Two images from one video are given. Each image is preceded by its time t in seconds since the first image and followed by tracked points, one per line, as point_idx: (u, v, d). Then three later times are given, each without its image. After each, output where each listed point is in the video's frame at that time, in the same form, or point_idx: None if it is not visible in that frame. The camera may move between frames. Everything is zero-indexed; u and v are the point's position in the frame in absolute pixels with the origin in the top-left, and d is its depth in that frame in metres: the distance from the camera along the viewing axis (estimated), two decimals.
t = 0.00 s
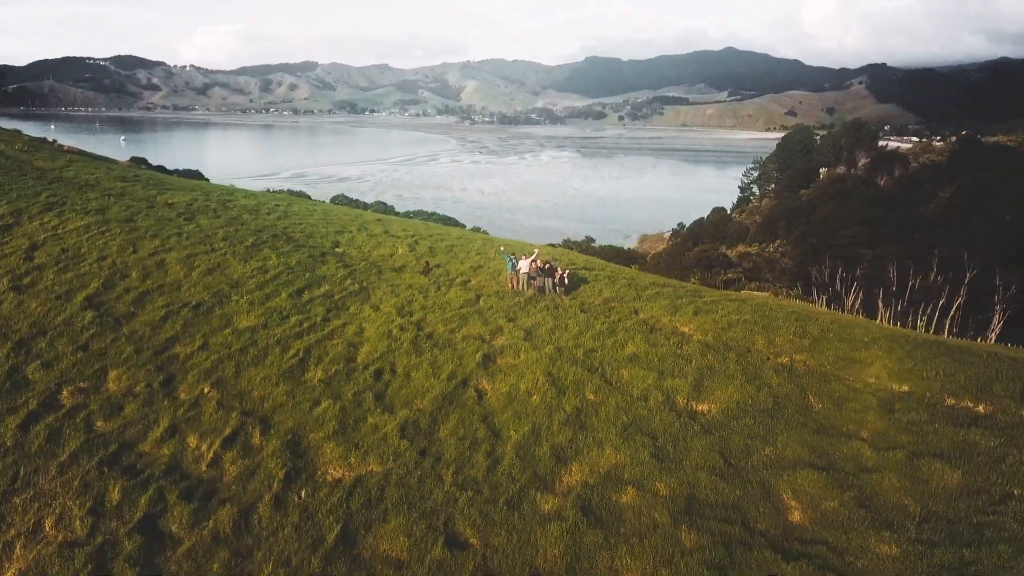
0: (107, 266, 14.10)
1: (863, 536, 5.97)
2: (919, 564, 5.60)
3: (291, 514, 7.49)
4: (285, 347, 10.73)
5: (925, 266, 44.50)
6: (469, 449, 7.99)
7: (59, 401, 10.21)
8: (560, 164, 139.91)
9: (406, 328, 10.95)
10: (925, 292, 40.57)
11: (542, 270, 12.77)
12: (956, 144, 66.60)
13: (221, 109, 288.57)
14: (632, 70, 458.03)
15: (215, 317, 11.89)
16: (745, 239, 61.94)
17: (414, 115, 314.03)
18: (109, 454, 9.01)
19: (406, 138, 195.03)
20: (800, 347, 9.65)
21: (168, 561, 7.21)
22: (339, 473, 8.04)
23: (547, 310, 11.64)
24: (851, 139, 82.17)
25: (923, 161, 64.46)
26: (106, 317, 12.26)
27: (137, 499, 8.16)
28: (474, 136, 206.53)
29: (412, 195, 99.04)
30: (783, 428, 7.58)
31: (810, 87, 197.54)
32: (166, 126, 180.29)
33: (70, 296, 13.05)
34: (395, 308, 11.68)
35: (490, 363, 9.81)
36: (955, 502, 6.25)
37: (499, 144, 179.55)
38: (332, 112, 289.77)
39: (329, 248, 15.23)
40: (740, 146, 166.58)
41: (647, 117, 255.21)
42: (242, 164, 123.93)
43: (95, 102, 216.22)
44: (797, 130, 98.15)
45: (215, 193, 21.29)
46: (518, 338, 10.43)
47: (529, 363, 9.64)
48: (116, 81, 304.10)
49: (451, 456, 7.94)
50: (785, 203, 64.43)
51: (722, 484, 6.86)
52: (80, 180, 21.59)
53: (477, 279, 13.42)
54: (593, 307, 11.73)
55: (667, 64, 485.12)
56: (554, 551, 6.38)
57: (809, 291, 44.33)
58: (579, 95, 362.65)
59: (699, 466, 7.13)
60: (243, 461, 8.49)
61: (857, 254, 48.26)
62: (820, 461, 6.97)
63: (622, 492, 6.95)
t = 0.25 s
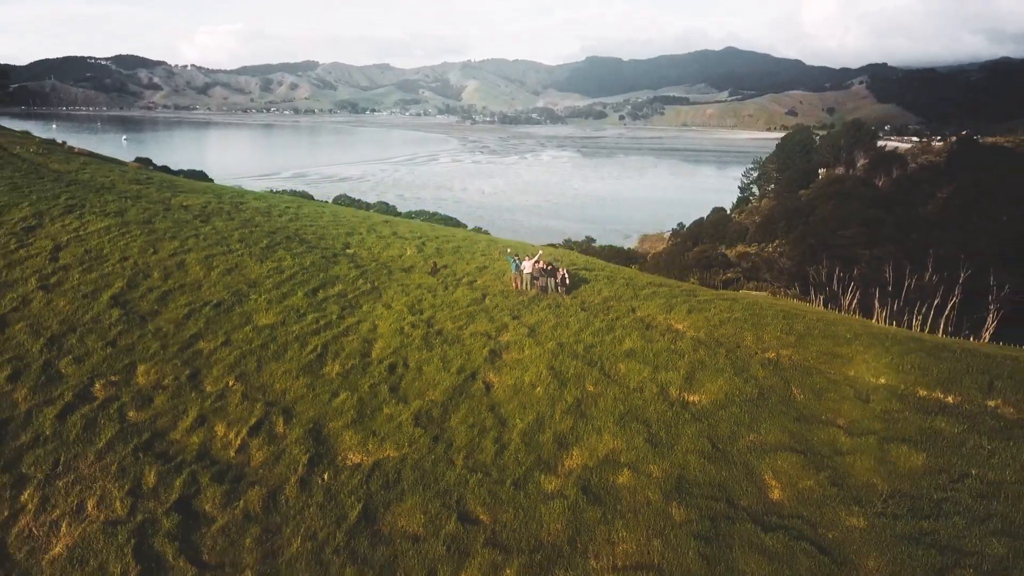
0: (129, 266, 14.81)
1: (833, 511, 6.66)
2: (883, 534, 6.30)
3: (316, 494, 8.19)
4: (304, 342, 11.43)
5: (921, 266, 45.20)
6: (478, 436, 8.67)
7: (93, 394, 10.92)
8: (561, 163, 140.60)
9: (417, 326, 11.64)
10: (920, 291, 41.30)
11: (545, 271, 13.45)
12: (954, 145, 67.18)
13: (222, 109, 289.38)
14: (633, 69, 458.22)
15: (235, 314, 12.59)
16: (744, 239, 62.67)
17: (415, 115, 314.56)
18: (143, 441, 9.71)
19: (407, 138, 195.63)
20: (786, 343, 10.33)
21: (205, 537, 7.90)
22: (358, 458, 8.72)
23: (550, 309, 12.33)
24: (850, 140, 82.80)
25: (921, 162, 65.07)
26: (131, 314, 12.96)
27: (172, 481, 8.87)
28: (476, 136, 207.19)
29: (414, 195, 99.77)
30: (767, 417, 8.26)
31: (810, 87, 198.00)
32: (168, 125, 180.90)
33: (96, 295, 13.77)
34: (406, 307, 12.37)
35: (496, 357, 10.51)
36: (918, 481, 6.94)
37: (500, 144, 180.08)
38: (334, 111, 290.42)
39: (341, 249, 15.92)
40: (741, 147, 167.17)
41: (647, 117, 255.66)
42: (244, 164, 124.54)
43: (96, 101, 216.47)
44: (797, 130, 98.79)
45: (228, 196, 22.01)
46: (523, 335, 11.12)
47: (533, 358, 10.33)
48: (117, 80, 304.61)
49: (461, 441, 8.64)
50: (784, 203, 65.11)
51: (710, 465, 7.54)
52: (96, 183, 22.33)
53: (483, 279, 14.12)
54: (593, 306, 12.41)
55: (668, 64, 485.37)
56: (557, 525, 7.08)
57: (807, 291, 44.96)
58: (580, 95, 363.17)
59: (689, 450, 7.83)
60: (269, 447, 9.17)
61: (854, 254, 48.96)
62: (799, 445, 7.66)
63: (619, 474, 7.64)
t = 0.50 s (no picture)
0: (151, 266, 15.52)
1: (810, 488, 7.37)
2: (853, 509, 7.00)
3: (338, 476, 8.91)
4: (321, 338, 12.15)
5: (917, 266, 45.88)
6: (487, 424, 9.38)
7: (124, 386, 11.64)
8: (563, 163, 141.38)
9: (427, 324, 12.35)
10: (916, 291, 42.04)
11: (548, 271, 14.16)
12: (952, 146, 67.81)
13: (224, 108, 290.25)
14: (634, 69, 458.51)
15: (255, 311, 13.31)
16: (743, 239, 63.41)
17: (416, 114, 315.09)
18: (174, 430, 10.40)
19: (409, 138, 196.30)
20: (774, 339, 11.04)
21: (236, 516, 8.62)
22: (375, 445, 9.42)
23: (552, 307, 13.05)
24: (849, 141, 83.45)
25: (919, 163, 65.73)
26: (156, 312, 13.67)
27: (203, 466, 9.56)
28: (477, 135, 207.83)
29: (416, 195, 100.52)
30: (753, 405, 8.98)
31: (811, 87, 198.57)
32: (170, 125, 181.44)
33: (121, 293, 14.48)
34: (417, 305, 13.09)
35: (503, 352, 11.23)
36: (889, 462, 7.64)
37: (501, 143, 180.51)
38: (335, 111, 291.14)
39: (353, 249, 16.65)
40: (741, 147, 167.79)
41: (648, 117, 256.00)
42: (247, 164, 125.24)
43: (98, 101, 217.23)
44: (797, 131, 99.44)
45: (240, 198, 22.71)
46: (527, 331, 11.84)
47: (537, 353, 11.05)
48: (118, 79, 305.58)
49: (471, 428, 9.36)
50: (783, 203, 65.84)
51: (700, 449, 8.24)
52: (112, 185, 23.05)
53: (489, 279, 14.84)
54: (594, 305, 13.12)
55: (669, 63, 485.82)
56: (560, 503, 7.79)
57: (804, 290, 45.67)
58: (581, 94, 363.62)
59: (682, 435, 8.53)
60: (292, 435, 9.87)
61: (852, 254, 49.64)
62: (783, 431, 8.35)
63: (617, 457, 8.35)
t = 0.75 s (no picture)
0: (171, 266, 16.26)
1: (791, 470, 8.08)
2: (829, 488, 7.71)
3: (357, 461, 9.63)
4: (337, 334, 12.88)
5: (913, 266, 46.61)
6: (495, 413, 10.11)
7: (151, 378, 12.39)
8: (563, 163, 142.15)
9: (437, 321, 13.07)
10: (911, 291, 42.72)
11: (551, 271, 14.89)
12: (949, 147, 68.45)
13: (225, 108, 290.81)
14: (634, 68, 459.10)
15: (273, 309, 14.05)
16: (742, 239, 64.15)
17: (416, 114, 315.70)
18: (201, 419, 11.12)
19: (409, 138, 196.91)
20: (763, 335, 11.76)
21: (264, 497, 9.34)
22: (391, 432, 10.14)
23: (555, 305, 13.78)
24: (848, 141, 84.12)
25: (916, 164, 66.40)
26: (178, 309, 14.41)
27: (230, 452, 10.29)
28: (478, 135, 208.43)
29: (418, 195, 101.24)
30: (742, 395, 9.69)
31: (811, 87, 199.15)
32: (171, 125, 182.03)
33: (144, 292, 15.22)
34: (427, 304, 13.82)
35: (509, 347, 11.94)
36: (864, 446, 8.35)
37: (502, 143, 181.05)
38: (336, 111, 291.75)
39: (363, 250, 17.38)
40: (741, 146, 168.49)
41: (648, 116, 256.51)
42: (249, 164, 126.03)
43: (100, 101, 217.89)
44: (796, 131, 100.13)
45: (251, 200, 23.46)
46: (532, 328, 12.57)
47: (541, 348, 11.76)
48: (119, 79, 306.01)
49: (480, 417, 10.07)
50: (782, 203, 66.56)
51: (692, 435, 8.95)
52: (127, 187, 23.83)
53: (495, 279, 15.55)
54: (594, 303, 13.85)
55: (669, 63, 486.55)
56: (564, 484, 8.51)
57: (802, 290, 46.36)
58: (581, 94, 364.12)
59: (676, 422, 9.24)
60: (313, 424, 10.58)
61: (849, 254, 50.32)
62: (769, 419, 9.05)
63: (616, 442, 9.06)
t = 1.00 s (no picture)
0: (193, 266, 17.11)
1: (772, 452, 8.92)
2: (807, 467, 8.55)
3: (377, 446, 10.47)
4: (354, 330, 13.71)
5: (909, 266, 47.34)
6: (503, 402, 10.94)
7: (180, 371, 13.23)
8: (564, 163, 142.91)
9: (448, 319, 13.89)
10: (906, 291, 43.51)
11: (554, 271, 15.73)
12: (947, 147, 69.13)
13: (226, 107, 291.36)
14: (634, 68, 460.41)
15: (292, 306, 14.91)
16: (742, 239, 64.95)
17: (417, 114, 316.16)
18: (229, 409, 11.95)
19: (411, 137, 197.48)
20: (753, 330, 12.60)
21: (291, 479, 10.18)
22: (407, 419, 10.98)
23: (558, 303, 14.66)
24: (847, 142, 84.88)
25: (915, 164, 67.11)
26: (202, 306, 15.26)
27: (258, 438, 11.13)
28: (479, 134, 209.17)
29: (420, 194, 102.02)
30: (731, 386, 10.51)
31: (811, 87, 199.80)
32: (173, 124, 182.60)
33: (169, 290, 16.08)
34: (437, 302, 14.70)
35: (516, 342, 12.80)
36: (840, 430, 9.18)
37: (502, 143, 181.66)
38: (337, 111, 292.52)
39: (375, 250, 18.21)
40: (741, 146, 169.25)
41: (649, 116, 256.73)
42: (251, 164, 126.85)
43: (101, 100, 218.32)
44: (796, 132, 100.86)
45: (264, 201, 24.30)
46: (536, 325, 13.40)
47: (545, 342, 12.60)
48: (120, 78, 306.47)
49: (489, 407, 10.89)
50: (782, 204, 67.36)
51: (685, 421, 9.79)
52: (143, 189, 24.70)
53: (501, 278, 16.40)
54: (595, 302, 14.70)
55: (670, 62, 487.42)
56: (567, 465, 9.34)
57: (800, 289, 47.13)
58: (582, 93, 364.77)
59: (670, 410, 10.08)
60: (335, 412, 11.40)
61: (847, 253, 51.04)
62: (755, 407, 9.89)
63: (615, 428, 9.90)
